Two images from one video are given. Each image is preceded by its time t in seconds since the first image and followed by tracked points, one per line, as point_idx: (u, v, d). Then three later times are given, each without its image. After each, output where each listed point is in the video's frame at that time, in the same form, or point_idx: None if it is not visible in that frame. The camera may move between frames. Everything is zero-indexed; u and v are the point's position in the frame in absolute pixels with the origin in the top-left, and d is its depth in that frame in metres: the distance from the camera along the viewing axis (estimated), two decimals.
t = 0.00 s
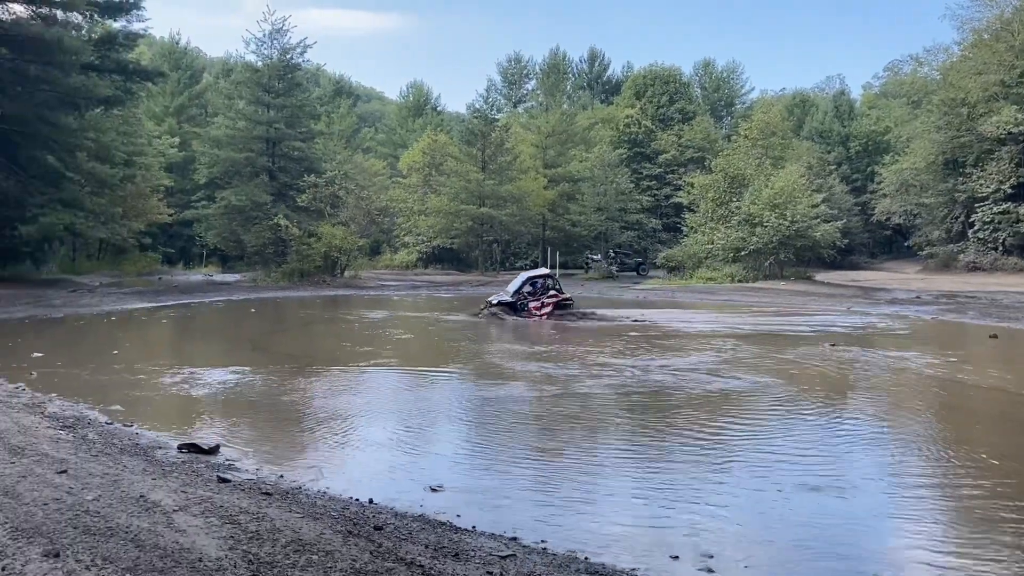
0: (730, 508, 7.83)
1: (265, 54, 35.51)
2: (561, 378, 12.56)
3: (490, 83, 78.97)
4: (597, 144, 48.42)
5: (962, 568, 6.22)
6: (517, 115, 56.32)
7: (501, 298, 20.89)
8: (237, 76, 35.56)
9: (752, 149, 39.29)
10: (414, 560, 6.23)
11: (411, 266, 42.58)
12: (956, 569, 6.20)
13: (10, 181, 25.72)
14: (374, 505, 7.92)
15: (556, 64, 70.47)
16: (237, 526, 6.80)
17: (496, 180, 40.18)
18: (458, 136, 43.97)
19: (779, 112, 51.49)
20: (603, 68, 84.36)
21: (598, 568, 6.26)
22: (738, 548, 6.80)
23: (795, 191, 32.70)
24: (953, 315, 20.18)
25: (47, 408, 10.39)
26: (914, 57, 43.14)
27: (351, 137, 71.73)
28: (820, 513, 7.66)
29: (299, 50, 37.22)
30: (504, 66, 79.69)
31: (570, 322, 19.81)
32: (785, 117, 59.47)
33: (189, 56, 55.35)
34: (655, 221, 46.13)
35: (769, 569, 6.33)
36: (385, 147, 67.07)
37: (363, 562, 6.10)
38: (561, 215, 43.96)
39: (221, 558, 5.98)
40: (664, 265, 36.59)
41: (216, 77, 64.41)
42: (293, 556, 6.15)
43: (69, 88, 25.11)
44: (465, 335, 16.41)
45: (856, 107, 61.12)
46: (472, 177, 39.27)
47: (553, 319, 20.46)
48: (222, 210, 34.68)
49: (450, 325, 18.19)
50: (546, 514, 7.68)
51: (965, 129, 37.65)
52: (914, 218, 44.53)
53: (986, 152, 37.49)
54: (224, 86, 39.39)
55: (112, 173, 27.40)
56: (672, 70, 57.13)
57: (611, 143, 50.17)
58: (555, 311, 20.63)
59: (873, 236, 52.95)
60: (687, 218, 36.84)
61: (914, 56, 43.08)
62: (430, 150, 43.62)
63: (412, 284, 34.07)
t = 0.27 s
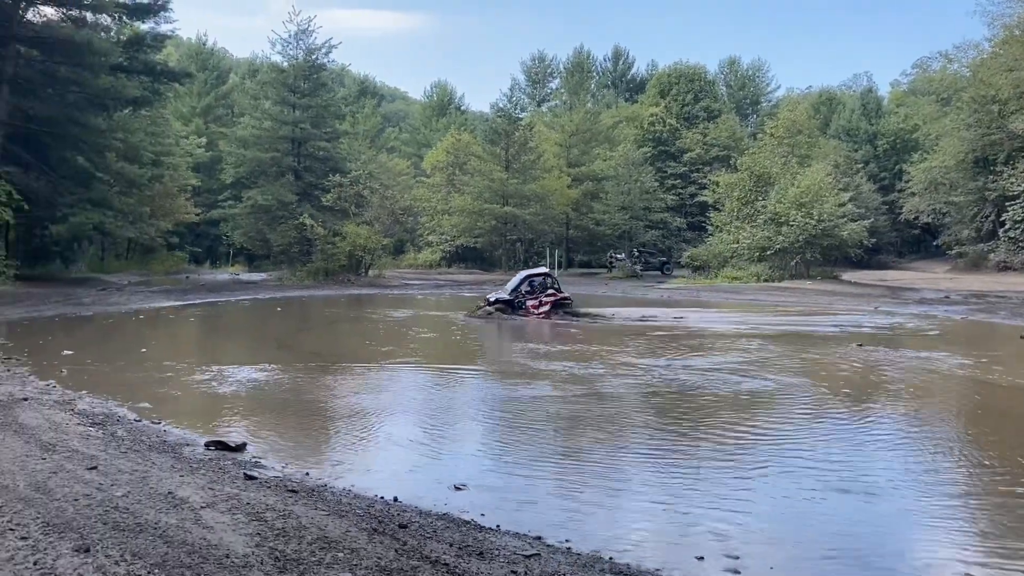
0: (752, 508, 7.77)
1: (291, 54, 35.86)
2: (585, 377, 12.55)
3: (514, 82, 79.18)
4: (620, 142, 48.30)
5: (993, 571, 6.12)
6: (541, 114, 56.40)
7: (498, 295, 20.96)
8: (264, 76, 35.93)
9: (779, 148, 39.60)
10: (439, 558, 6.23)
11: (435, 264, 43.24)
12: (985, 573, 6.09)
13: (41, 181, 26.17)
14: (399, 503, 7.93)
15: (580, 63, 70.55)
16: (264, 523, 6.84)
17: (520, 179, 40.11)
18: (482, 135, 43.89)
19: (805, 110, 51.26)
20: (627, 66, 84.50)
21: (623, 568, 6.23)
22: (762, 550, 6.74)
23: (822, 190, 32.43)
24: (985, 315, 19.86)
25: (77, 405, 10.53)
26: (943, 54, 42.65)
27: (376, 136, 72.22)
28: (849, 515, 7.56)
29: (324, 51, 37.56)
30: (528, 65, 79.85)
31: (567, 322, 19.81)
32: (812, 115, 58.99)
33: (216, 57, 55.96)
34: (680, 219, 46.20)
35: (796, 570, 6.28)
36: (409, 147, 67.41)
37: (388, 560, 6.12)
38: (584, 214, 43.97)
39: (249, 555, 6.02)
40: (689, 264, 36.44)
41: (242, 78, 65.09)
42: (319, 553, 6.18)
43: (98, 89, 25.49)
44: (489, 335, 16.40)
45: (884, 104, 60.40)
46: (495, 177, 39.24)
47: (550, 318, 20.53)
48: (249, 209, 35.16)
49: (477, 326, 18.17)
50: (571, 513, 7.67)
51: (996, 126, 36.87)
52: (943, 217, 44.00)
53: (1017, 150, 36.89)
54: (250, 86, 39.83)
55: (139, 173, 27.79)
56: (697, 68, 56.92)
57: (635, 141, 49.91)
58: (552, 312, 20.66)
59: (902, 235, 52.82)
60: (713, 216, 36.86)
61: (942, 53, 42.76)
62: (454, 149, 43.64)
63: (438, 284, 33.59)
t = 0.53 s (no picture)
0: (777, 510, 7.71)
1: (315, 55, 36.06)
2: (609, 377, 12.53)
3: (537, 81, 79.29)
4: (644, 141, 48.19)
5: None
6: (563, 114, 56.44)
7: (495, 294, 20.88)
8: (289, 77, 36.24)
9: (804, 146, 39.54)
10: (463, 558, 6.23)
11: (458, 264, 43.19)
12: None
13: (69, 182, 26.60)
14: (422, 502, 7.95)
15: (603, 62, 70.50)
16: (289, 522, 6.88)
17: (543, 179, 40.06)
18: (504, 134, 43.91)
19: (830, 108, 50.94)
20: (650, 65, 84.47)
21: (647, 569, 6.21)
22: (787, 552, 6.68)
23: (848, 189, 32.17)
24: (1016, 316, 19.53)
25: (105, 403, 10.64)
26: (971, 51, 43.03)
27: (399, 136, 72.62)
28: (875, 518, 7.46)
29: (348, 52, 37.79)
30: (551, 64, 79.92)
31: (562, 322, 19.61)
32: (837, 113, 58.51)
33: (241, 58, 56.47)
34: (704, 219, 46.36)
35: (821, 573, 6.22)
36: (432, 147, 67.65)
37: (412, 559, 6.13)
38: (607, 214, 43.38)
39: (274, 554, 6.06)
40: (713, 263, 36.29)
41: (267, 79, 65.73)
42: (344, 551, 6.20)
43: (125, 90, 25.86)
44: (512, 335, 16.40)
45: (911, 102, 59.70)
46: (518, 176, 39.27)
47: (545, 317, 20.38)
48: (274, 210, 35.40)
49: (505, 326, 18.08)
50: (593, 514, 7.64)
51: None
52: (971, 216, 43.46)
53: None
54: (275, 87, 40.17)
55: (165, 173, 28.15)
56: (721, 66, 56.74)
57: (659, 140, 49.78)
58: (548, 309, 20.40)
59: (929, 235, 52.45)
60: (737, 215, 36.76)
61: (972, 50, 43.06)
62: (476, 150, 45.24)
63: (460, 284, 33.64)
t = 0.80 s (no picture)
0: (801, 512, 7.65)
1: (337, 56, 36.17)
2: (630, 378, 12.48)
3: (558, 81, 79.44)
4: (667, 140, 48.13)
5: None
6: (585, 113, 56.43)
7: (489, 290, 20.53)
8: (311, 78, 36.50)
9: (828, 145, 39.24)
10: (485, 558, 6.23)
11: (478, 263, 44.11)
12: None
13: (94, 182, 26.97)
14: (445, 502, 7.95)
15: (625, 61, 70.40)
16: (312, 520, 6.90)
17: (564, 179, 40.01)
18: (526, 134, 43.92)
19: (855, 106, 50.51)
20: (673, 64, 84.47)
21: (670, 571, 6.18)
22: (812, 554, 6.62)
23: (873, 188, 31.86)
24: None
25: (131, 402, 10.75)
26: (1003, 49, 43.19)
27: (421, 136, 72.96)
28: (900, 520, 7.38)
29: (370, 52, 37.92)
30: (572, 63, 80.00)
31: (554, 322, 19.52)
32: (862, 112, 58.00)
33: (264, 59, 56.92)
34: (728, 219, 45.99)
35: None
36: (454, 146, 67.89)
37: (435, 559, 6.14)
38: (629, 213, 43.20)
39: (298, 552, 6.08)
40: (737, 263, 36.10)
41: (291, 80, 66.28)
42: (367, 550, 6.22)
43: (149, 91, 26.17)
44: (534, 335, 16.40)
45: (938, 100, 58.98)
46: (540, 176, 39.19)
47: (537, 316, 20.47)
48: (296, 210, 35.61)
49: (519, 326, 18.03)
50: (616, 515, 7.61)
51: None
52: (999, 215, 42.88)
53: None
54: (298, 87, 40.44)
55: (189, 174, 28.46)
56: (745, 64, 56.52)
57: (682, 139, 50.06)
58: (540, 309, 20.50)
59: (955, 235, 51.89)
60: (761, 215, 36.58)
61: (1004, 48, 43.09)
62: (498, 150, 44.94)
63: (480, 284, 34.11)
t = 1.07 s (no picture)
0: (827, 514, 7.56)
1: (359, 56, 36.32)
2: (652, 378, 12.43)
3: (580, 80, 79.55)
4: (689, 139, 48.03)
5: None
6: (607, 113, 56.42)
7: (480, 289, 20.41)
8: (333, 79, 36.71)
9: (851, 144, 38.79)
10: (506, 558, 6.22)
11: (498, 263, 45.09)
12: None
13: (120, 182, 27.32)
14: (466, 502, 7.94)
15: (647, 60, 70.26)
16: (335, 519, 6.92)
17: (585, 178, 39.92)
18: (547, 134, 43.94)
19: (880, 105, 50.06)
20: (695, 63, 84.34)
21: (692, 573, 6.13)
22: (838, 557, 6.55)
23: (898, 187, 31.54)
24: None
25: (155, 400, 10.84)
26: None
27: (442, 136, 73.28)
28: (927, 523, 7.28)
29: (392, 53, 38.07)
30: (594, 62, 80.02)
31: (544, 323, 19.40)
32: (886, 110, 57.47)
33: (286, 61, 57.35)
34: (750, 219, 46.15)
35: None
36: (475, 146, 68.08)
37: (457, 558, 6.13)
38: (650, 213, 43.02)
39: (320, 551, 6.10)
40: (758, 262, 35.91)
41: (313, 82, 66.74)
42: (389, 549, 6.23)
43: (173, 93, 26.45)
44: (554, 335, 16.37)
45: (965, 98, 58.24)
46: (560, 176, 39.09)
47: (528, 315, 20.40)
48: (319, 210, 35.82)
49: (516, 327, 17.97)
50: (637, 516, 7.57)
51: None
52: None
53: None
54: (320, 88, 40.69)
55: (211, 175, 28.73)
56: (767, 63, 56.21)
57: (704, 138, 50.04)
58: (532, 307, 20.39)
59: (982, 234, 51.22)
60: (783, 215, 36.35)
61: None
62: (519, 149, 44.97)
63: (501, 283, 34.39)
